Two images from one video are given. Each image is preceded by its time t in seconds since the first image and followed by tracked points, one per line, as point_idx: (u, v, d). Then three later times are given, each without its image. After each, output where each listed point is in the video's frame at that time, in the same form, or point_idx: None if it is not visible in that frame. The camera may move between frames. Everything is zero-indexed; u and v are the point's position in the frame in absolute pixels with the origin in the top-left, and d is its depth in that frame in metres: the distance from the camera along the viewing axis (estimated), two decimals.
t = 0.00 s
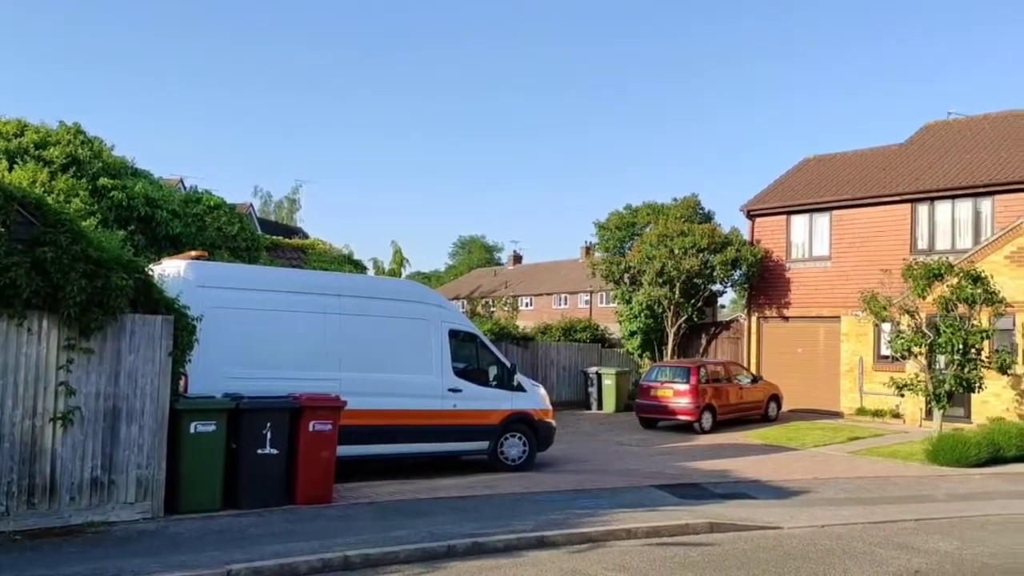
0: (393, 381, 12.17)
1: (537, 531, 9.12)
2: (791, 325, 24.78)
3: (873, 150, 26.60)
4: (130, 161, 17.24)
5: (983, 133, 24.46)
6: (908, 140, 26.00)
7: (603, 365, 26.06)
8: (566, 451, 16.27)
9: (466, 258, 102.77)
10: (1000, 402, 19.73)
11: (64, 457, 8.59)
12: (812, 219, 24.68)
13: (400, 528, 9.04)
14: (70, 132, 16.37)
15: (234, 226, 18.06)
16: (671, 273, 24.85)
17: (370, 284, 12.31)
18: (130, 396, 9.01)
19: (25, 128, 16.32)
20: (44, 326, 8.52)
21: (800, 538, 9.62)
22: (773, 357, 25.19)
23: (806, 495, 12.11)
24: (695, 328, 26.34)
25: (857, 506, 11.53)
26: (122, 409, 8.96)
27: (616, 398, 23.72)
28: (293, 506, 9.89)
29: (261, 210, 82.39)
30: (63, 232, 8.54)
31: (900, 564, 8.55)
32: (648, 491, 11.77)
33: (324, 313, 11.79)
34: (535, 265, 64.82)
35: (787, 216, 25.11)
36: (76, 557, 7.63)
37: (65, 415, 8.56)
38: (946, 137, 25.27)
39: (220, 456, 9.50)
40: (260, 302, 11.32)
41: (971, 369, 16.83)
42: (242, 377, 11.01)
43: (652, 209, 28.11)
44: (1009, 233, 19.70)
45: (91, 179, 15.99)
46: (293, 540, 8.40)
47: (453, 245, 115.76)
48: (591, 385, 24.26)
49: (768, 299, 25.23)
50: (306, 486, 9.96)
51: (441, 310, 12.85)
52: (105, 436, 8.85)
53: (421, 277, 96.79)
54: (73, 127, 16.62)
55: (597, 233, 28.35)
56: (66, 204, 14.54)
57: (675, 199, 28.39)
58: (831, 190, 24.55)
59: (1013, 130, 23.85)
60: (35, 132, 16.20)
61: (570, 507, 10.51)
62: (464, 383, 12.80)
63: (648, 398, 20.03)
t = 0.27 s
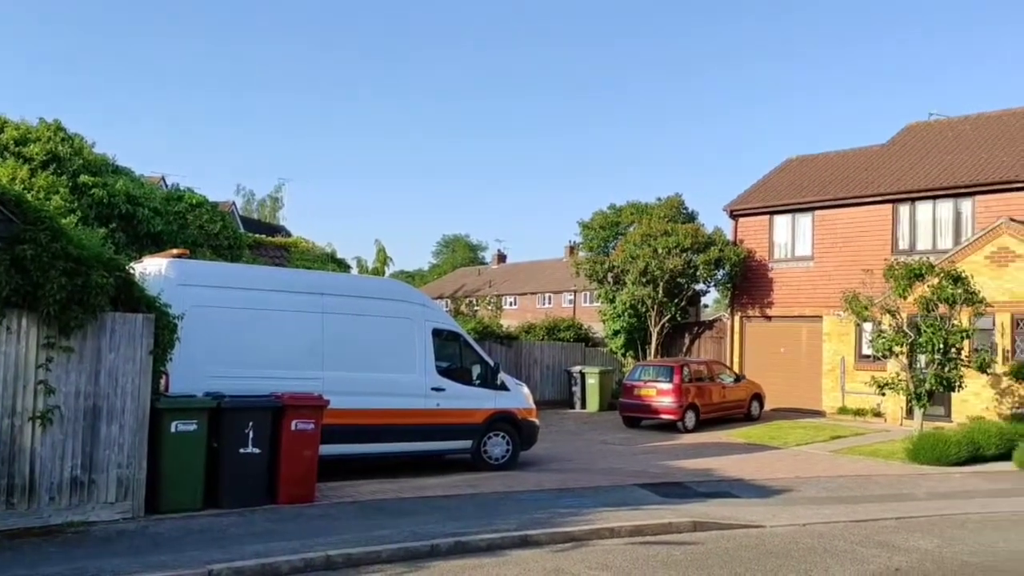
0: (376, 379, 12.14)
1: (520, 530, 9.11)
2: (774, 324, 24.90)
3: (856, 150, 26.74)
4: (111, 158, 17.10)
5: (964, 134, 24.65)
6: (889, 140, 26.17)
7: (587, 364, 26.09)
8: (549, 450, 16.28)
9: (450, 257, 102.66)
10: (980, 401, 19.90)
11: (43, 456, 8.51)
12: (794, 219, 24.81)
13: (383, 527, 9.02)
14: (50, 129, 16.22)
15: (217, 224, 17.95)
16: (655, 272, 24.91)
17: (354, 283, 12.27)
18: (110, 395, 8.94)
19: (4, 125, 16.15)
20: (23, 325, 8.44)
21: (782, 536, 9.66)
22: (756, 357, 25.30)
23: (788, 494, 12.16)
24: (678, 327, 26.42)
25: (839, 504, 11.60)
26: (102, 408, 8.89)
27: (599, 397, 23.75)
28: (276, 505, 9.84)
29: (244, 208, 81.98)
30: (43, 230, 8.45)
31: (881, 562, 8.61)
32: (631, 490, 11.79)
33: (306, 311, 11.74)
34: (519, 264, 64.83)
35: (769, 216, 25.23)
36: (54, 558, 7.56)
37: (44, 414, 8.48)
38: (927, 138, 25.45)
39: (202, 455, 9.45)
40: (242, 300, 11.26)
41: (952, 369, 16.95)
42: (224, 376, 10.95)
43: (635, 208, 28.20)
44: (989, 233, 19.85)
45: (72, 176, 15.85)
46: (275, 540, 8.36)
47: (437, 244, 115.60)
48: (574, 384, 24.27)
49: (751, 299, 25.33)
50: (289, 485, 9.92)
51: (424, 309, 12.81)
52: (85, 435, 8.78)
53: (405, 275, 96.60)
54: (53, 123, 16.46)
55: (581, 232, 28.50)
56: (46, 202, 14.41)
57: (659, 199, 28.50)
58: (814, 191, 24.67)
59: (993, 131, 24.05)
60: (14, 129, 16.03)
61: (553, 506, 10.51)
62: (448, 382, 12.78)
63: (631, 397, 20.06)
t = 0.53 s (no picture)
0: (360, 378, 12.11)
1: (504, 529, 9.12)
2: (758, 324, 24.99)
3: (839, 150, 26.88)
4: (94, 156, 16.99)
5: (946, 135, 24.81)
6: (872, 140, 26.31)
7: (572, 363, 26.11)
8: (534, 449, 16.29)
9: (436, 255, 102.52)
10: (962, 400, 20.03)
11: (23, 455, 8.44)
12: (778, 218, 24.91)
13: (366, 526, 9.00)
14: (32, 125, 16.10)
15: (200, 222, 17.84)
16: (640, 272, 24.95)
17: (338, 282, 12.23)
18: (92, 394, 8.88)
19: None
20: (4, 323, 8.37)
21: (766, 535, 9.70)
22: (740, 356, 25.39)
23: (772, 492, 12.22)
24: (663, 326, 26.50)
25: (821, 502, 11.66)
26: (84, 407, 8.82)
27: (584, 396, 23.79)
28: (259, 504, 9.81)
29: (228, 206, 81.59)
30: (24, 227, 8.37)
31: (863, 560, 8.66)
32: (615, 489, 11.81)
33: (290, 310, 11.69)
34: (505, 263, 64.82)
35: (753, 216, 25.33)
36: (35, 557, 7.50)
37: (25, 413, 8.42)
38: (909, 139, 25.61)
39: (184, 454, 9.40)
40: (226, 299, 11.21)
41: (934, 367, 17.03)
42: (206, 375, 10.89)
43: (620, 207, 28.29)
44: (971, 233, 19.99)
45: (53, 173, 15.74)
46: (258, 539, 8.33)
47: (422, 242, 115.45)
48: (560, 383, 24.28)
49: (735, 298, 25.42)
50: (272, 484, 9.89)
51: (409, 308, 12.78)
52: (66, 434, 8.72)
53: (390, 274, 96.38)
54: (35, 120, 16.34)
55: (567, 231, 28.53)
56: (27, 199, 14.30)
57: (644, 198, 28.59)
58: (797, 190, 24.78)
59: (975, 132, 24.23)
60: None
61: (537, 505, 10.52)
62: (433, 381, 12.76)
63: (616, 396, 20.10)
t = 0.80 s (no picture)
0: (344, 377, 12.07)
1: (489, 528, 9.11)
2: (743, 323, 25.09)
3: (824, 150, 27.00)
4: (77, 153, 16.88)
5: (929, 136, 24.97)
6: (856, 141, 26.45)
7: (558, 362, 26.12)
8: (520, 448, 16.29)
9: (422, 254, 102.35)
10: (945, 399, 20.17)
11: (5, 455, 8.37)
12: (763, 218, 25.01)
13: (351, 526, 8.97)
14: (14, 122, 16.00)
15: (184, 221, 17.74)
16: (626, 271, 25.00)
17: (323, 280, 12.19)
18: (75, 393, 8.82)
19: None
20: None
21: (750, 533, 9.74)
22: (726, 356, 25.48)
23: (756, 491, 12.27)
24: (648, 326, 26.56)
25: (805, 501, 11.71)
26: (66, 406, 8.76)
27: (570, 396, 23.81)
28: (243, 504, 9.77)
29: (212, 205, 81.18)
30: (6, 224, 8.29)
31: (846, 558, 8.70)
32: (600, 488, 11.83)
33: (275, 309, 11.65)
34: (491, 261, 64.77)
35: (738, 215, 25.42)
36: (16, 558, 7.44)
37: (7, 413, 8.35)
38: (893, 139, 25.76)
39: (168, 454, 9.35)
40: (210, 298, 11.15)
41: (917, 367, 17.10)
42: (190, 374, 10.84)
43: (606, 207, 28.36)
44: (954, 234, 20.12)
45: (36, 170, 15.63)
46: (242, 539, 8.29)
47: (408, 241, 115.23)
48: (545, 382, 24.30)
49: (720, 297, 25.50)
50: (256, 484, 9.84)
51: (395, 307, 12.76)
52: (49, 433, 8.66)
53: (376, 273, 96.14)
54: (17, 117, 16.23)
55: (553, 230, 28.56)
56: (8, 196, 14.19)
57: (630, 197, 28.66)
58: (782, 190, 24.88)
59: (957, 132, 24.39)
60: None
61: (522, 504, 10.52)
62: (418, 380, 12.75)
63: (601, 395, 20.13)
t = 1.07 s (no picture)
0: (329, 376, 12.04)
1: (474, 527, 9.10)
2: (728, 323, 25.18)
3: (808, 150, 27.13)
4: (59, 151, 16.78)
5: (912, 137, 25.14)
6: (840, 141, 26.59)
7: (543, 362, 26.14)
8: (504, 448, 16.29)
9: (407, 254, 102.17)
10: (927, 398, 20.31)
11: None
12: (747, 218, 25.11)
13: (335, 526, 8.95)
14: None
15: (167, 219, 17.64)
16: (610, 270, 25.05)
17: (308, 279, 12.15)
18: (56, 392, 8.76)
19: None
20: None
21: (733, 532, 9.78)
22: (710, 355, 25.58)
23: (740, 490, 12.32)
24: (633, 325, 26.62)
25: (789, 500, 11.77)
26: (48, 406, 8.70)
27: (555, 395, 23.83)
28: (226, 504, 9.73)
29: (196, 203, 80.76)
30: None
31: (829, 556, 8.75)
32: (585, 487, 11.85)
33: (258, 307, 11.60)
34: (476, 261, 64.74)
35: (722, 215, 25.52)
36: None
37: None
38: (876, 140, 25.92)
39: (150, 454, 9.29)
40: (193, 296, 11.10)
41: (899, 366, 17.23)
42: (173, 373, 10.78)
43: (592, 207, 28.43)
44: (937, 234, 20.26)
45: (18, 168, 15.53)
46: (226, 539, 8.26)
47: (393, 240, 115.00)
48: (530, 381, 24.32)
49: (705, 297, 25.59)
50: (240, 484, 9.80)
51: (380, 306, 12.73)
52: (30, 432, 8.59)
53: (360, 272, 95.91)
54: None
55: (538, 229, 28.59)
56: None
57: (615, 197, 28.74)
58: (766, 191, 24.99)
59: (940, 134, 24.56)
60: None
61: (507, 503, 10.52)
62: (402, 379, 12.73)
63: (586, 394, 20.15)
